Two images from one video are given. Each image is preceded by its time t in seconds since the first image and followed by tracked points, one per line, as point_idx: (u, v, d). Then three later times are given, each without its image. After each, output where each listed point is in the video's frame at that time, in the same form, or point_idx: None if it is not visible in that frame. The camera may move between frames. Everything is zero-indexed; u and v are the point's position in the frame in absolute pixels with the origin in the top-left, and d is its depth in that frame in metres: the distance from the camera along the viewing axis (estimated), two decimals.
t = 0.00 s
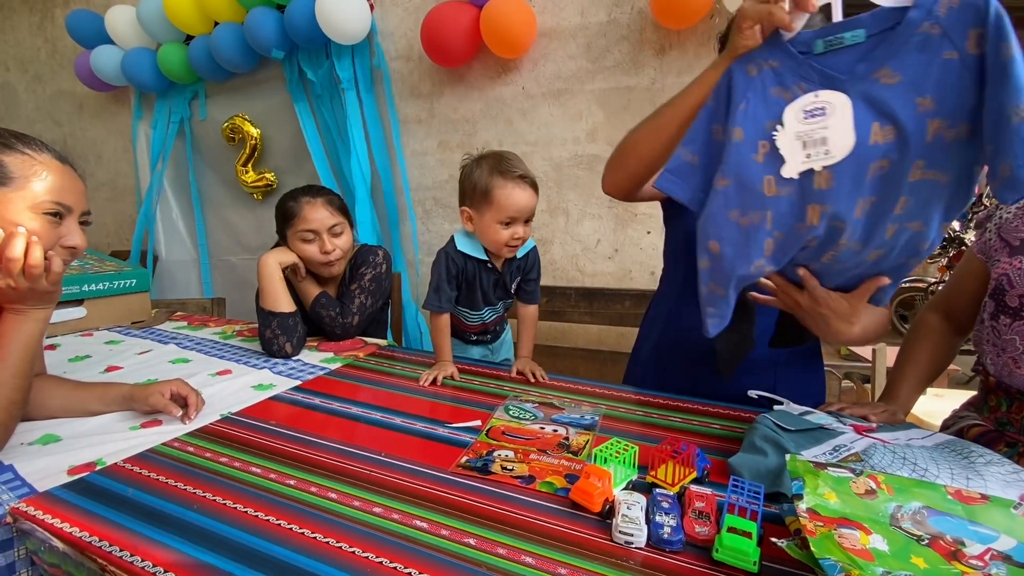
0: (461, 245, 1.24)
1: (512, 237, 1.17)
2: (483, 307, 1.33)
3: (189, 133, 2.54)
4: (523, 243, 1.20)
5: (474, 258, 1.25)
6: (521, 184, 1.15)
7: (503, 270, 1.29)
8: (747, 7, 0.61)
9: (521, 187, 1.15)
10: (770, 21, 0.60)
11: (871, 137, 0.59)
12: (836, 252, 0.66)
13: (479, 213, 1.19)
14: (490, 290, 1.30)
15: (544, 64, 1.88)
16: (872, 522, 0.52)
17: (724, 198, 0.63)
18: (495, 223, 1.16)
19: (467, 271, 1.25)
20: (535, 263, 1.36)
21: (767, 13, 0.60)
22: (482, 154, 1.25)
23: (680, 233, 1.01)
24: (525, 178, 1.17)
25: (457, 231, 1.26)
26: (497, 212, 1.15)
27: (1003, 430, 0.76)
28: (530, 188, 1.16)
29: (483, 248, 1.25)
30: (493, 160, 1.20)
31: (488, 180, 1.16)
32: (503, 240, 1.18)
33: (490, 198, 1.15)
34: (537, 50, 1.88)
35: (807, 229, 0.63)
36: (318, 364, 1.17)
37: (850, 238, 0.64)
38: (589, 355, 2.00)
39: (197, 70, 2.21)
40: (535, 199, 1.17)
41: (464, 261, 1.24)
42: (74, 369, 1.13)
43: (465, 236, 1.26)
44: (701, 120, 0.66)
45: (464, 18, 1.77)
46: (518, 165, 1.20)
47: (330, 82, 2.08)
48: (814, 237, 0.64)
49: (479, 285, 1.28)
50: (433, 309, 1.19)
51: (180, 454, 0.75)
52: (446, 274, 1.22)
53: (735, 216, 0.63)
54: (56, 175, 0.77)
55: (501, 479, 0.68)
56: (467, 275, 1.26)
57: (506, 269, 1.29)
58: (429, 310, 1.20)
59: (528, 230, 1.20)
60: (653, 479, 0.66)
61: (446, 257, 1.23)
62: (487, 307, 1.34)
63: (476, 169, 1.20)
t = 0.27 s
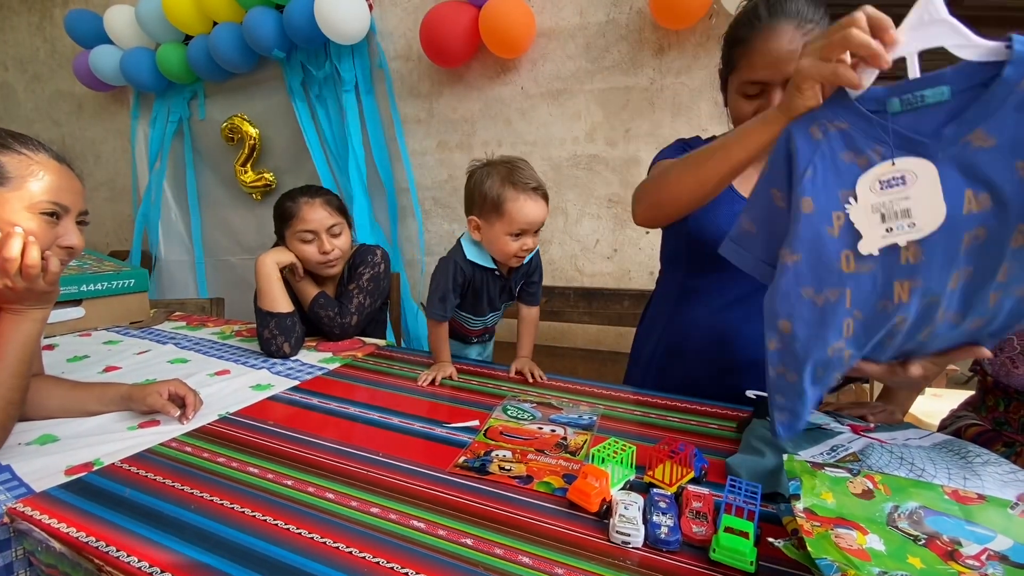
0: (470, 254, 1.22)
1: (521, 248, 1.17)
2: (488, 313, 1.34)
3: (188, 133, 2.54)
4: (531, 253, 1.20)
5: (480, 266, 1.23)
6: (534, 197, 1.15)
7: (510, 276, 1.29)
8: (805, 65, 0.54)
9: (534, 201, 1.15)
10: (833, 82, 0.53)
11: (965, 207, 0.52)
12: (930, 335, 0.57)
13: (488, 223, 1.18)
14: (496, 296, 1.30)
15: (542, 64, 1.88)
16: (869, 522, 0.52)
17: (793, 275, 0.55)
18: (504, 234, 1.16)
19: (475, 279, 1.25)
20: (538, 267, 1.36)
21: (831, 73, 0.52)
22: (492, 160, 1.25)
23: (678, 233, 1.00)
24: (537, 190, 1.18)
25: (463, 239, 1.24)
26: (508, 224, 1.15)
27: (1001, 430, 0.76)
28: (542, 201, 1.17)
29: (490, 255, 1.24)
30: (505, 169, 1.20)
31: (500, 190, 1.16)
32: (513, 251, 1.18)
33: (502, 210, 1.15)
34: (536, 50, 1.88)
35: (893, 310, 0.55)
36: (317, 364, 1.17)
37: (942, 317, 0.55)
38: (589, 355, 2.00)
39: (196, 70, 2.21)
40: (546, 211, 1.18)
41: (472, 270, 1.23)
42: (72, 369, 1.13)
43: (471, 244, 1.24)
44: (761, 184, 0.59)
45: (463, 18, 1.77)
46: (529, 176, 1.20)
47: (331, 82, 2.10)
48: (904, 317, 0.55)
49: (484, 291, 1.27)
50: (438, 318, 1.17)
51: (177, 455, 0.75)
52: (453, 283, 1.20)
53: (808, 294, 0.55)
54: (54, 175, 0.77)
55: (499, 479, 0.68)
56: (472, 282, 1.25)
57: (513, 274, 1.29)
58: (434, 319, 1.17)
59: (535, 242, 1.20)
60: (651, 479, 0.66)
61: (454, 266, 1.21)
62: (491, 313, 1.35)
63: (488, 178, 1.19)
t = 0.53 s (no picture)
0: (463, 256, 1.22)
1: (511, 251, 1.17)
2: (479, 314, 1.34)
3: (186, 132, 2.54)
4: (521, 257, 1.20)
5: (474, 267, 1.24)
6: (525, 203, 1.15)
7: (502, 277, 1.30)
8: (809, 191, 0.61)
9: (525, 206, 1.15)
10: (833, 211, 0.59)
11: (964, 311, 0.51)
12: (972, 471, 0.52)
13: (480, 227, 1.19)
14: (489, 298, 1.31)
15: (541, 63, 1.88)
16: (862, 525, 0.52)
17: (802, 366, 0.54)
18: (495, 237, 1.16)
19: (467, 281, 1.25)
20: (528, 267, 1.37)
21: (831, 198, 0.58)
22: (486, 165, 1.25)
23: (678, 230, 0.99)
24: (530, 196, 1.17)
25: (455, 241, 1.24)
26: (498, 228, 1.16)
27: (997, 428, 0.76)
28: (533, 206, 1.17)
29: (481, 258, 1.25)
30: (498, 174, 1.20)
31: (493, 195, 1.16)
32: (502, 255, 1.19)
33: (493, 213, 1.15)
34: (534, 49, 1.88)
35: (911, 416, 0.52)
36: (314, 364, 1.17)
37: (981, 444, 0.51)
38: (587, 354, 2.00)
39: (194, 69, 2.21)
40: (536, 217, 1.18)
41: (465, 272, 1.23)
42: (69, 369, 1.12)
43: (464, 246, 1.24)
44: (763, 291, 0.60)
45: (461, 17, 1.77)
46: (521, 181, 1.20)
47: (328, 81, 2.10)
48: (925, 430, 0.52)
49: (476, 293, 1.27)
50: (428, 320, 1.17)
51: (174, 454, 0.75)
52: (445, 285, 1.20)
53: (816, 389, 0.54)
54: (50, 174, 0.77)
55: (494, 479, 0.68)
56: (464, 283, 1.25)
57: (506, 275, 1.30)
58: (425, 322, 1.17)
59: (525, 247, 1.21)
60: (646, 478, 0.66)
61: (448, 269, 1.21)
62: (482, 314, 1.35)
63: (480, 183, 1.19)
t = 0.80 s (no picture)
0: (454, 254, 1.23)
1: (502, 247, 1.18)
2: (473, 312, 1.34)
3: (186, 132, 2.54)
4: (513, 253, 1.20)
5: (466, 266, 1.25)
6: (514, 197, 1.16)
7: (494, 275, 1.30)
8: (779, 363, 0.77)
9: (514, 200, 1.15)
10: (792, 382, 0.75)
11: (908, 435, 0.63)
12: (974, 537, 0.51)
13: (470, 224, 1.19)
14: (482, 296, 1.31)
15: (540, 63, 1.88)
16: (859, 529, 0.52)
17: (783, 455, 0.60)
18: (486, 233, 1.16)
19: (460, 279, 1.25)
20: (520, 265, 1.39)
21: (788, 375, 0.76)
22: (474, 163, 1.25)
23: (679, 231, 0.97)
24: (517, 191, 1.18)
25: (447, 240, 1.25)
26: (489, 224, 1.16)
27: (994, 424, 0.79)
28: (521, 201, 1.17)
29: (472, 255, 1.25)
30: (486, 171, 1.20)
31: (482, 191, 1.16)
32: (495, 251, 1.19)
33: (483, 209, 1.15)
34: (534, 49, 1.88)
35: (898, 474, 0.55)
36: (314, 364, 1.17)
37: (972, 517, 0.52)
38: (587, 354, 2.00)
39: (194, 69, 2.21)
40: (525, 211, 1.18)
41: (457, 270, 1.24)
42: (69, 368, 1.12)
43: (456, 245, 1.25)
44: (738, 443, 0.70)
45: (461, 18, 1.77)
46: (508, 177, 1.20)
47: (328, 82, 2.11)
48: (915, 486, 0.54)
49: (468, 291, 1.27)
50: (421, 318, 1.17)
51: (174, 454, 0.75)
52: (437, 282, 1.20)
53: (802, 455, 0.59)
54: (50, 174, 0.77)
55: (494, 478, 0.68)
56: (456, 281, 1.25)
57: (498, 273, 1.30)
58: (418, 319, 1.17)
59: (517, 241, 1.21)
60: (645, 476, 0.66)
61: (439, 266, 1.22)
62: (477, 312, 1.35)
63: (468, 179, 1.19)
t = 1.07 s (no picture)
0: (454, 250, 1.23)
1: (503, 242, 1.17)
2: (476, 312, 1.32)
3: (186, 132, 2.54)
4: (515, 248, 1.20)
5: (465, 262, 1.24)
6: (513, 189, 1.16)
7: (496, 273, 1.29)
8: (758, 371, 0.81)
9: (514, 193, 1.15)
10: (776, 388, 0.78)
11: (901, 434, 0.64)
12: (974, 525, 0.51)
13: (469, 219, 1.19)
14: (483, 293, 1.30)
15: (540, 63, 1.89)
16: (859, 529, 0.52)
17: (780, 445, 0.61)
18: (486, 227, 1.16)
19: (460, 275, 1.25)
20: (526, 265, 1.38)
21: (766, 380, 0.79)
22: (474, 158, 1.25)
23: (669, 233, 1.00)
24: (517, 183, 1.18)
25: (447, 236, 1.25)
26: (488, 217, 1.16)
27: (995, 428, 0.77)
28: (522, 195, 1.17)
29: (472, 251, 1.25)
30: (485, 164, 1.20)
31: (480, 184, 1.16)
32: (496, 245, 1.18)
33: (482, 203, 1.15)
34: (534, 49, 1.88)
35: (894, 466, 0.56)
36: (315, 363, 1.17)
37: (969, 505, 0.52)
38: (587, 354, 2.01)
39: (194, 70, 2.21)
40: (526, 204, 1.18)
41: (456, 266, 1.24)
42: (70, 369, 1.13)
43: (456, 241, 1.25)
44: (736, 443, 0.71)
45: (461, 18, 1.77)
46: (509, 170, 1.20)
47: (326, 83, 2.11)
48: (911, 477, 0.55)
49: (468, 289, 1.27)
50: (421, 315, 1.18)
51: (176, 454, 0.75)
52: (436, 279, 1.21)
53: (801, 450, 0.59)
54: (52, 175, 0.77)
55: (496, 478, 0.68)
56: (456, 279, 1.26)
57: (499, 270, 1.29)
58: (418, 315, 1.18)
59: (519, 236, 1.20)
60: (647, 476, 0.66)
61: (437, 262, 1.22)
62: (481, 312, 1.33)
63: (467, 174, 1.19)
